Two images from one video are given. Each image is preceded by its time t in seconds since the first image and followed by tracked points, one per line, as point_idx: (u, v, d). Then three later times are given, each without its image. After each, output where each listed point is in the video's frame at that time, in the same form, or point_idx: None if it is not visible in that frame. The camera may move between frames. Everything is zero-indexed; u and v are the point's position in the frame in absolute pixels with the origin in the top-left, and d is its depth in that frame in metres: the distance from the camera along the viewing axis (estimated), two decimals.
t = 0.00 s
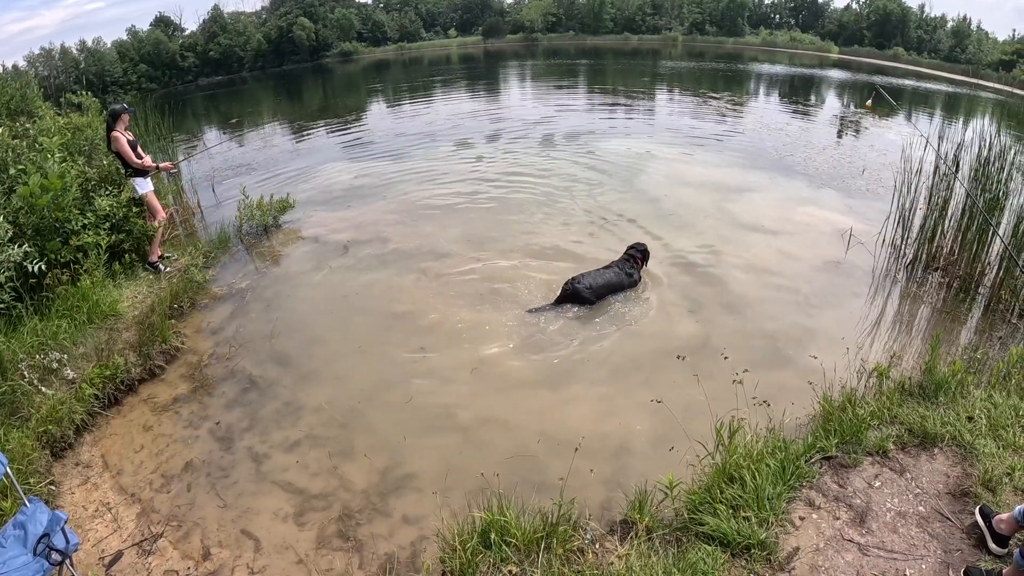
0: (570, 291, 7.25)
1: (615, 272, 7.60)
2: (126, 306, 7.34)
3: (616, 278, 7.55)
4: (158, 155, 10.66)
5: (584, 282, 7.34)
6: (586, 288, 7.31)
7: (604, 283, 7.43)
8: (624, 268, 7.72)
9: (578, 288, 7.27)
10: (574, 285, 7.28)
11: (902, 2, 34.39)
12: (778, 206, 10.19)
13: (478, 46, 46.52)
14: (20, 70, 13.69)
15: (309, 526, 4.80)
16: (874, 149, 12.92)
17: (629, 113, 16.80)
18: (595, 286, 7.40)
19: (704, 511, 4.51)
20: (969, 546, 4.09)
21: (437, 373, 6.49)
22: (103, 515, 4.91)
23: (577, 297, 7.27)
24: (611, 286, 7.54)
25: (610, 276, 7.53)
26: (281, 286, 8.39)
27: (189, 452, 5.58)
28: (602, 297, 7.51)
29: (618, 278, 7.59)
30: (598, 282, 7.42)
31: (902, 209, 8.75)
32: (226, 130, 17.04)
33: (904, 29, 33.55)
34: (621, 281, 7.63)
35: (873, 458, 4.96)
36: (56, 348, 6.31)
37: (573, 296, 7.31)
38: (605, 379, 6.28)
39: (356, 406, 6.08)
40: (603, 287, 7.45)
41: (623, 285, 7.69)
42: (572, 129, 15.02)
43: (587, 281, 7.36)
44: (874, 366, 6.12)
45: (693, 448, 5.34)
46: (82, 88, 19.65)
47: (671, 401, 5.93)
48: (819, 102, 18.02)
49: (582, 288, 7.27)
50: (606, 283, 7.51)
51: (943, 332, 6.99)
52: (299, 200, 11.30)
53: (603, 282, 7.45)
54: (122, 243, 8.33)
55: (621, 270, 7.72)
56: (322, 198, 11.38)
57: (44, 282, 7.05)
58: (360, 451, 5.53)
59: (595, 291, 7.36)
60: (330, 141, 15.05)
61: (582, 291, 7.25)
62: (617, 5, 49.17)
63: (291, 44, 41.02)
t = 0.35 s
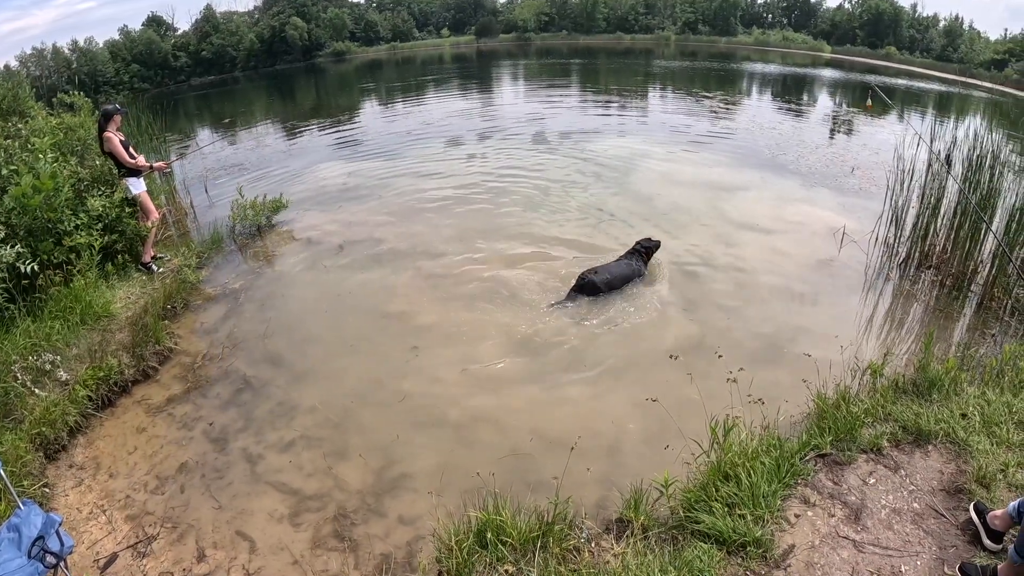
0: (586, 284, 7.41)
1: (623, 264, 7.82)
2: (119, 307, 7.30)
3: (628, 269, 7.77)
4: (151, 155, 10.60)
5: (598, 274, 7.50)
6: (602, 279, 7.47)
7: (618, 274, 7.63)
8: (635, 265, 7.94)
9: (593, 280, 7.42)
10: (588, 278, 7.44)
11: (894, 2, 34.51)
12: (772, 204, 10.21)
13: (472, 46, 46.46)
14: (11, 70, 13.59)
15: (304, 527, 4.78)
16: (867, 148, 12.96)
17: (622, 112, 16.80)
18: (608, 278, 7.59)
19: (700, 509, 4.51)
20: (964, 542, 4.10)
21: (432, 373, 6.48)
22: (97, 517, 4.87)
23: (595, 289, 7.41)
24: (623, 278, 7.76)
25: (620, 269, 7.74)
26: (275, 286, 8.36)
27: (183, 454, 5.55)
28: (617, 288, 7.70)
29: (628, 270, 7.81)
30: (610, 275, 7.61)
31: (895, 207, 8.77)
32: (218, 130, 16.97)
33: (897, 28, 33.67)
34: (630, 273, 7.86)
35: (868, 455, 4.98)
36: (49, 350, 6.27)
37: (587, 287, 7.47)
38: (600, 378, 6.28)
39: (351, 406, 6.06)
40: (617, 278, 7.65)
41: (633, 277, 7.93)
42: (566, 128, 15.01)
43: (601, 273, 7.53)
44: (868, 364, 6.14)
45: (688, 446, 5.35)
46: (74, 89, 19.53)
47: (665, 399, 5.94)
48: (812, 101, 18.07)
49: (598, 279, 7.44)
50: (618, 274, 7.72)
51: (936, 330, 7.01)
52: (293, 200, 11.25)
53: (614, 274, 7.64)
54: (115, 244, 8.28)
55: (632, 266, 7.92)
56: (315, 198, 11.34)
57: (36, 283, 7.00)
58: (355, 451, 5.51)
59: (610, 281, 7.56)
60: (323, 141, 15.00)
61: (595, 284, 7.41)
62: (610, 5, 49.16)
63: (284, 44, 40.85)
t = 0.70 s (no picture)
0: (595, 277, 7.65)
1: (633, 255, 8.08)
2: (116, 308, 7.27)
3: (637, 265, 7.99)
4: (148, 157, 10.58)
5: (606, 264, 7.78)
6: (611, 272, 7.72)
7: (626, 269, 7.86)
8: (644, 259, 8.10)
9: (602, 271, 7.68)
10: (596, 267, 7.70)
11: (890, 2, 34.58)
12: (768, 204, 10.22)
13: (469, 46, 46.45)
14: (7, 71, 13.55)
15: (301, 528, 4.77)
16: (864, 147, 12.98)
17: (619, 112, 16.81)
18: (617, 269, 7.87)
19: (697, 510, 4.51)
20: (962, 542, 4.10)
21: (429, 373, 6.47)
22: (94, 519, 4.85)
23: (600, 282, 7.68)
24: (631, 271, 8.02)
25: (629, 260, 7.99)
26: (272, 286, 8.35)
27: (180, 455, 5.53)
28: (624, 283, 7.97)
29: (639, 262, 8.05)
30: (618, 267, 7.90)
31: (892, 207, 8.78)
32: (215, 130, 16.94)
33: (893, 28, 33.73)
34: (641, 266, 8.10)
35: (865, 455, 4.98)
36: (46, 352, 6.25)
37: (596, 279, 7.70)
38: (598, 378, 6.27)
39: (348, 407, 6.05)
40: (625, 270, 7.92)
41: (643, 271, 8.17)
42: (564, 128, 15.01)
43: (610, 263, 7.81)
44: (865, 364, 6.14)
45: (686, 447, 5.34)
46: (70, 90, 19.46)
47: (662, 400, 5.93)
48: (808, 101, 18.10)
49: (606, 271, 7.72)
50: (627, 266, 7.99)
51: (933, 329, 7.01)
52: (290, 201, 11.23)
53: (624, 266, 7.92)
54: (111, 245, 8.25)
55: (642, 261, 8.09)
56: (313, 198, 11.34)
57: (33, 284, 6.98)
58: (352, 452, 5.50)
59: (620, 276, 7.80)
60: (320, 142, 14.98)
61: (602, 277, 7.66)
62: (607, 5, 49.16)
63: (281, 44, 40.80)
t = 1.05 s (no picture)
0: (609, 267, 7.76)
1: (651, 251, 8.15)
2: (113, 309, 7.26)
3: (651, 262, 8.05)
4: (146, 157, 10.56)
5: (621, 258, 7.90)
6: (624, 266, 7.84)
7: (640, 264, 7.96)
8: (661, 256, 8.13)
9: (616, 262, 7.81)
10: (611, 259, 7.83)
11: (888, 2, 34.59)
12: (766, 204, 10.23)
13: (467, 47, 46.44)
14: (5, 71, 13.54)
15: (299, 529, 4.77)
16: (862, 147, 12.97)
17: (617, 112, 16.81)
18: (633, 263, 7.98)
19: (695, 510, 4.51)
20: (960, 542, 4.10)
21: (427, 374, 6.47)
22: (92, 520, 4.84)
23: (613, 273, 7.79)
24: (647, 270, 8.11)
25: (647, 255, 8.08)
26: (270, 287, 8.35)
27: (178, 456, 5.52)
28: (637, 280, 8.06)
29: (656, 260, 8.10)
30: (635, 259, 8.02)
31: (890, 207, 8.78)
32: (213, 131, 16.94)
33: (891, 28, 33.74)
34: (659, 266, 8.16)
35: (863, 455, 4.98)
36: (43, 353, 6.24)
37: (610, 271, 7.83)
38: (596, 378, 6.27)
39: (346, 408, 6.04)
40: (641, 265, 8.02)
41: (656, 272, 8.26)
42: (562, 128, 15.00)
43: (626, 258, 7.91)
44: (863, 364, 6.14)
45: (684, 447, 5.34)
46: (69, 90, 19.44)
47: (660, 400, 5.93)
48: (806, 101, 18.09)
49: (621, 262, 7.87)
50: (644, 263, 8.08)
51: (931, 329, 7.02)
52: (287, 201, 11.22)
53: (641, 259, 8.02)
54: (109, 246, 8.23)
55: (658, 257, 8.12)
56: (311, 198, 11.33)
57: (30, 286, 6.97)
58: (350, 453, 5.49)
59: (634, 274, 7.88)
60: (318, 143, 14.96)
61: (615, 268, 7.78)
62: (605, 5, 49.16)
63: (279, 44, 40.78)
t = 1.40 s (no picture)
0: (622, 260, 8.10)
1: (667, 246, 8.29)
2: (111, 310, 7.26)
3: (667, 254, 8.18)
4: (144, 158, 10.55)
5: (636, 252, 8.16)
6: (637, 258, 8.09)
7: (655, 256, 8.14)
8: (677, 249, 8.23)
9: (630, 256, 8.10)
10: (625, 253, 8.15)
11: (886, 2, 34.61)
12: (764, 204, 10.25)
13: (465, 47, 46.42)
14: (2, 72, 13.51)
15: (297, 530, 4.77)
16: (860, 147, 12.99)
17: (615, 112, 16.81)
18: (648, 258, 8.13)
19: (693, 510, 4.52)
20: (958, 541, 4.11)
21: (425, 374, 6.47)
22: (91, 521, 4.84)
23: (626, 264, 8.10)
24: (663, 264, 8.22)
25: (664, 250, 8.22)
26: (268, 287, 8.35)
27: (176, 457, 5.52)
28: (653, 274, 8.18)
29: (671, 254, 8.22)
30: (651, 251, 8.20)
31: (887, 207, 8.79)
32: (211, 131, 16.93)
33: (889, 28, 33.74)
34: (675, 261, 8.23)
35: (860, 455, 4.99)
36: (41, 353, 6.24)
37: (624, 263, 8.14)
38: (594, 378, 6.27)
39: (343, 408, 6.04)
40: (657, 263, 8.13)
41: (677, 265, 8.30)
42: (559, 128, 15.00)
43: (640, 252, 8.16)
44: (860, 363, 6.15)
45: (681, 447, 5.35)
46: (67, 91, 19.43)
47: (656, 400, 5.93)
48: (804, 101, 18.11)
49: (634, 255, 8.08)
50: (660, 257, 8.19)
51: (928, 329, 7.03)
52: (285, 202, 11.21)
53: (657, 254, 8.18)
54: (107, 246, 8.22)
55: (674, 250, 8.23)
56: (308, 198, 11.33)
57: (28, 286, 6.96)
58: (348, 453, 5.49)
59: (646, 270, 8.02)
60: (316, 143, 14.95)
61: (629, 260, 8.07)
62: (603, 5, 49.15)
63: (277, 44, 40.74)
